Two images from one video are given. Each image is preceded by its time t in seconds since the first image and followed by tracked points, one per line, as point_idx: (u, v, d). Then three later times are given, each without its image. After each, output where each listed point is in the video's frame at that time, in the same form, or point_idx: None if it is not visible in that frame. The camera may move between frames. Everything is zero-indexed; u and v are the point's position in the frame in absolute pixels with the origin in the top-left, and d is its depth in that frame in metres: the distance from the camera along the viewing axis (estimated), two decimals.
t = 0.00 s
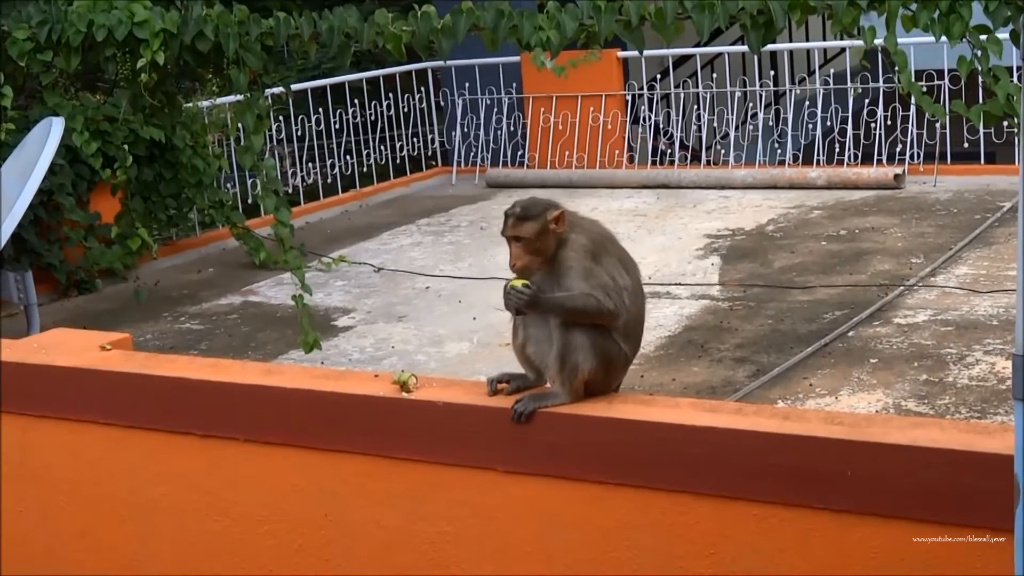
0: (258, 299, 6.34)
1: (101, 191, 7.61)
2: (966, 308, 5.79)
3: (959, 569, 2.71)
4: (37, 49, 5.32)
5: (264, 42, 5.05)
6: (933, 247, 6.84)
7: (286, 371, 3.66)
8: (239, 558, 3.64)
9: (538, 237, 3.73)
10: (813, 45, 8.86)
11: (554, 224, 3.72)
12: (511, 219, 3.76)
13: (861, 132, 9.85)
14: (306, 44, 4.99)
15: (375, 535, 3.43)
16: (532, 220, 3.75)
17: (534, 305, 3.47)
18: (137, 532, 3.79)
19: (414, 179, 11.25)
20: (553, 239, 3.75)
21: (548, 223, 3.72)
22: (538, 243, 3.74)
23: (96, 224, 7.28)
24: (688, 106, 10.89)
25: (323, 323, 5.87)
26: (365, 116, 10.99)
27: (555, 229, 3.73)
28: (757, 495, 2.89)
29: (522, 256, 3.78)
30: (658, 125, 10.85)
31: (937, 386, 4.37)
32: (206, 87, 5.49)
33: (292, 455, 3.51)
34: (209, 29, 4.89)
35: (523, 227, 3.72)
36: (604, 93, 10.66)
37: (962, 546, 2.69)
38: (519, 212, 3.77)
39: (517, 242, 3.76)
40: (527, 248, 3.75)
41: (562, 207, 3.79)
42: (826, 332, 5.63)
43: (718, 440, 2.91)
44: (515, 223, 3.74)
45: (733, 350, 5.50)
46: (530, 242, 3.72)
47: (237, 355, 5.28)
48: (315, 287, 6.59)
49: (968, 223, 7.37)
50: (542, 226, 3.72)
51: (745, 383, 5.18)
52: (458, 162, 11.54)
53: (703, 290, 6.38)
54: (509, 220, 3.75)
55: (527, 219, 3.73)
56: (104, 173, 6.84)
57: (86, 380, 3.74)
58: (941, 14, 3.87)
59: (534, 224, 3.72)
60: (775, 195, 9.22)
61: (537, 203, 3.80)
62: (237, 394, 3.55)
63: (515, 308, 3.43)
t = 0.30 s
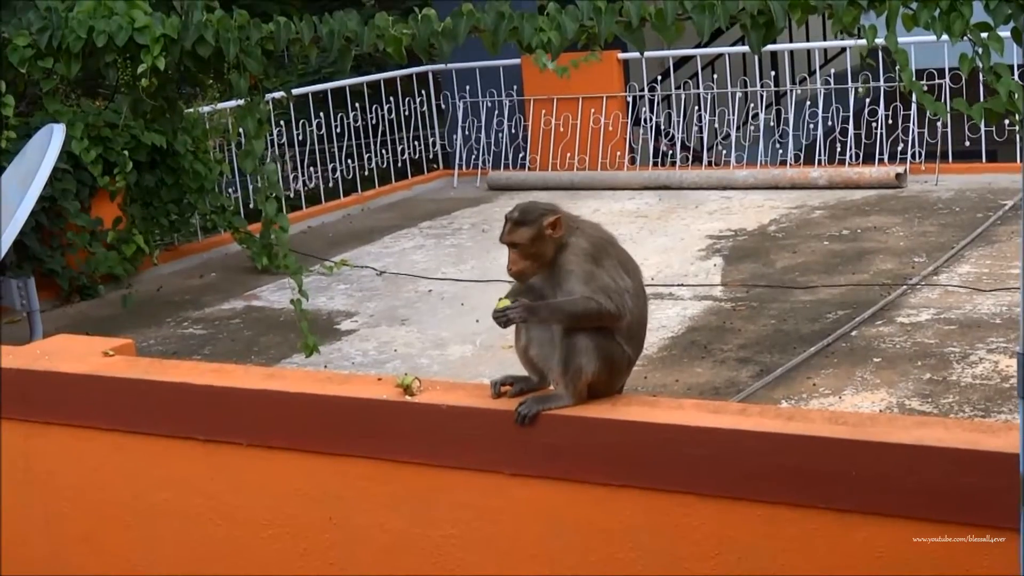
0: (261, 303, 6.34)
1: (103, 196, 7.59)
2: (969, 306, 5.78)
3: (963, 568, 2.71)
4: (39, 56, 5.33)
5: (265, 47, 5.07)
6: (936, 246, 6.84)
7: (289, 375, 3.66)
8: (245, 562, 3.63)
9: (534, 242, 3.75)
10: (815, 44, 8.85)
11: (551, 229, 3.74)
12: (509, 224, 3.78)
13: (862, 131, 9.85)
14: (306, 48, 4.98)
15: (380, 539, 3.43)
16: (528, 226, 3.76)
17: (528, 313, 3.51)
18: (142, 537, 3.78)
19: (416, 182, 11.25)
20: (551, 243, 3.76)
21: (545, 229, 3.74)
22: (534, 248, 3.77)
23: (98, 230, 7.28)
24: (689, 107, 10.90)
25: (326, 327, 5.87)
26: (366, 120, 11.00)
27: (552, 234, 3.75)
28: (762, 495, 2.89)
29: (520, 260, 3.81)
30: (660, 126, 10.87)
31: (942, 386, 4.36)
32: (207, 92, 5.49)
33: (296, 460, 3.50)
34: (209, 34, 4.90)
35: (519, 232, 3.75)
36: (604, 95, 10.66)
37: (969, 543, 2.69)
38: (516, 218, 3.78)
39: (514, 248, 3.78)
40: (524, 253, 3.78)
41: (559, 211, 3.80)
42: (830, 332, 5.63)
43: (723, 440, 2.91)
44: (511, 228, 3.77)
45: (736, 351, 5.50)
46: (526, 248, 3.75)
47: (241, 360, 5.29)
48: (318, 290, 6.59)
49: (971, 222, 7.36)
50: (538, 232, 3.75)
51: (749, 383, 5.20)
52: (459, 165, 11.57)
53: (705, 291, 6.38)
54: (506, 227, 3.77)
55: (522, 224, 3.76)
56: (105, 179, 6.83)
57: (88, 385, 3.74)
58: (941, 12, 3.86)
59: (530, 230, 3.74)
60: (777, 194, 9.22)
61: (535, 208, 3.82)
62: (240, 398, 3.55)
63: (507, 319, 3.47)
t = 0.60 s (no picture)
0: (243, 306, 6.01)
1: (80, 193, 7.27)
2: (997, 310, 5.47)
3: None
4: (11, 45, 5.00)
5: (250, 35, 4.74)
6: (961, 246, 6.52)
7: (266, 382, 3.32)
8: None
9: (533, 241, 3.51)
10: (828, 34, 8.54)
11: (550, 228, 3.49)
12: (507, 222, 3.55)
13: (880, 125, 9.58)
14: (293, 36, 4.69)
15: (363, 561, 3.10)
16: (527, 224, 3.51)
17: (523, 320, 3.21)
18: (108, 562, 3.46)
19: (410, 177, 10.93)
20: (550, 243, 3.50)
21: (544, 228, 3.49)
22: (533, 247, 3.52)
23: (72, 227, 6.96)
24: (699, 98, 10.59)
25: (314, 332, 5.55)
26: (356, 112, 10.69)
27: (551, 233, 3.49)
28: (786, 514, 2.55)
29: (518, 260, 3.56)
30: (668, 120, 10.57)
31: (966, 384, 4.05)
32: (188, 82, 5.16)
33: (270, 474, 3.17)
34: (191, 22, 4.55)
35: (516, 231, 3.51)
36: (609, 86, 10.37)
37: (1021, 575, 2.36)
38: (515, 215, 3.55)
39: (512, 248, 3.54)
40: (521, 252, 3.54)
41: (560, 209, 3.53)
42: (849, 337, 5.31)
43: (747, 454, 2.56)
44: (509, 228, 3.53)
45: (749, 358, 5.21)
46: (523, 247, 3.51)
47: (221, 366, 4.94)
48: (304, 293, 6.27)
49: (997, 221, 7.02)
50: (536, 230, 3.51)
51: (763, 393, 4.91)
52: (456, 160, 11.28)
53: (717, 294, 6.07)
54: (504, 225, 3.54)
55: (520, 222, 3.51)
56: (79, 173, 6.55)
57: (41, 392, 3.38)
58: None
59: (528, 229, 3.50)
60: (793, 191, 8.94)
61: (535, 206, 3.57)
62: (208, 406, 3.21)
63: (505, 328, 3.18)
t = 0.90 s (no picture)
0: (204, 314, 5.45)
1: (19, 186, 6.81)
2: None
3: None
4: None
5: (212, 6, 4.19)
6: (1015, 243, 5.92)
7: (234, 400, 3.02)
8: None
9: (543, 245, 3.03)
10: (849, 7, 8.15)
11: (558, 227, 3.02)
12: (510, 225, 3.07)
13: (921, 107, 9.06)
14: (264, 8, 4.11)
15: None
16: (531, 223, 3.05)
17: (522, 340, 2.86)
18: None
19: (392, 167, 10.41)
20: (556, 244, 3.03)
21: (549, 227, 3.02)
22: (541, 251, 3.04)
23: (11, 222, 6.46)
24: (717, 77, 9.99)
25: (283, 342, 4.97)
26: (331, 91, 10.05)
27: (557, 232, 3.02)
28: (798, 540, 2.42)
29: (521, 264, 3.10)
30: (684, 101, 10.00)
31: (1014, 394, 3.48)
32: (142, 60, 4.55)
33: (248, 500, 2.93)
34: None
35: (523, 234, 3.04)
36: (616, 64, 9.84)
37: None
38: (517, 214, 3.08)
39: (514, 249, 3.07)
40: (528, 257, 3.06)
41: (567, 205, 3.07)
42: (888, 347, 4.78)
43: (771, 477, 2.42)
44: (513, 231, 3.06)
45: (776, 370, 4.70)
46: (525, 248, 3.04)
47: (179, 380, 4.41)
48: (274, 297, 5.68)
49: None
50: (541, 230, 3.03)
51: (792, 409, 4.41)
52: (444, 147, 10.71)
53: (739, 299, 5.54)
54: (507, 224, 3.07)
55: (525, 224, 3.04)
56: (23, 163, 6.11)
57: None
58: None
59: (531, 227, 3.03)
60: (825, 181, 8.44)
61: (539, 202, 3.10)
62: (171, 426, 2.94)
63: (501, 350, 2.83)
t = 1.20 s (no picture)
0: (163, 316, 5.09)
1: None
2: None
3: None
4: None
5: None
6: None
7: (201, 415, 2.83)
8: None
9: (552, 253, 2.82)
10: None
11: (568, 230, 2.81)
12: (514, 232, 2.86)
13: (962, 90, 8.67)
14: None
15: None
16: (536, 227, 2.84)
17: (510, 342, 2.69)
18: None
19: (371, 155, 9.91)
20: (564, 250, 2.83)
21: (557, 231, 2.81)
22: (548, 259, 2.83)
23: None
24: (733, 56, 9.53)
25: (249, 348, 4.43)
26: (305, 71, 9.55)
27: (567, 236, 2.82)
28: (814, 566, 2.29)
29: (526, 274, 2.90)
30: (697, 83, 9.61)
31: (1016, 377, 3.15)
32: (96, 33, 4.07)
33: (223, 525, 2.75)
34: None
35: (530, 243, 2.82)
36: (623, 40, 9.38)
37: None
38: (520, 218, 2.86)
39: (517, 257, 2.87)
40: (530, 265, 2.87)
41: (574, 206, 2.86)
42: (923, 355, 4.32)
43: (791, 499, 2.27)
44: (517, 239, 2.84)
45: (796, 381, 4.28)
46: (529, 255, 2.83)
47: (134, 393, 3.94)
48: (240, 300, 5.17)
49: None
50: (551, 237, 2.81)
51: (816, 425, 3.98)
52: (427, 134, 10.29)
53: (758, 302, 5.15)
54: (511, 230, 2.86)
55: (532, 231, 2.83)
56: None
57: None
58: None
59: (535, 232, 2.82)
60: (854, 170, 8.03)
61: (543, 203, 2.87)
62: (141, 442, 2.76)
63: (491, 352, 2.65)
